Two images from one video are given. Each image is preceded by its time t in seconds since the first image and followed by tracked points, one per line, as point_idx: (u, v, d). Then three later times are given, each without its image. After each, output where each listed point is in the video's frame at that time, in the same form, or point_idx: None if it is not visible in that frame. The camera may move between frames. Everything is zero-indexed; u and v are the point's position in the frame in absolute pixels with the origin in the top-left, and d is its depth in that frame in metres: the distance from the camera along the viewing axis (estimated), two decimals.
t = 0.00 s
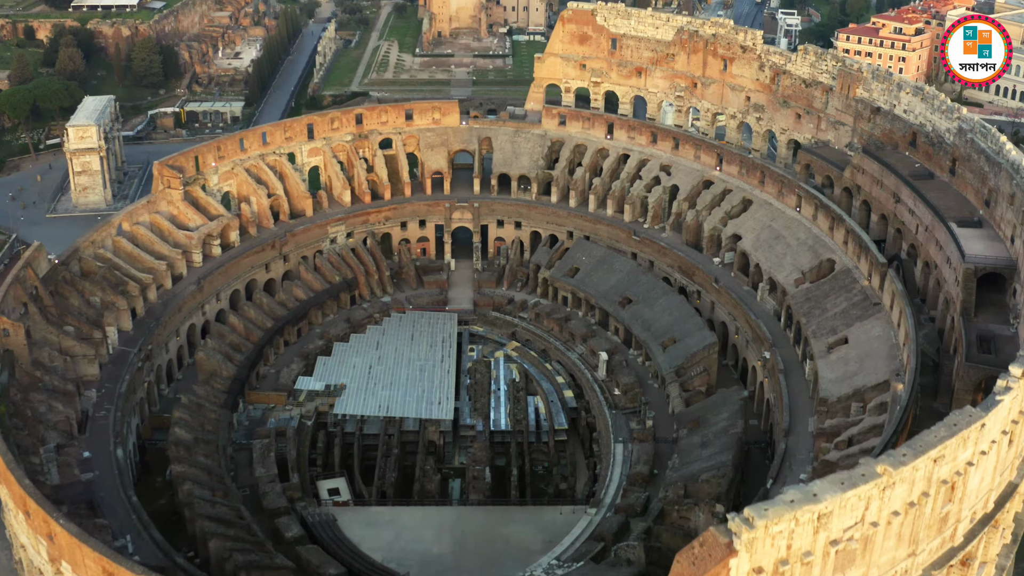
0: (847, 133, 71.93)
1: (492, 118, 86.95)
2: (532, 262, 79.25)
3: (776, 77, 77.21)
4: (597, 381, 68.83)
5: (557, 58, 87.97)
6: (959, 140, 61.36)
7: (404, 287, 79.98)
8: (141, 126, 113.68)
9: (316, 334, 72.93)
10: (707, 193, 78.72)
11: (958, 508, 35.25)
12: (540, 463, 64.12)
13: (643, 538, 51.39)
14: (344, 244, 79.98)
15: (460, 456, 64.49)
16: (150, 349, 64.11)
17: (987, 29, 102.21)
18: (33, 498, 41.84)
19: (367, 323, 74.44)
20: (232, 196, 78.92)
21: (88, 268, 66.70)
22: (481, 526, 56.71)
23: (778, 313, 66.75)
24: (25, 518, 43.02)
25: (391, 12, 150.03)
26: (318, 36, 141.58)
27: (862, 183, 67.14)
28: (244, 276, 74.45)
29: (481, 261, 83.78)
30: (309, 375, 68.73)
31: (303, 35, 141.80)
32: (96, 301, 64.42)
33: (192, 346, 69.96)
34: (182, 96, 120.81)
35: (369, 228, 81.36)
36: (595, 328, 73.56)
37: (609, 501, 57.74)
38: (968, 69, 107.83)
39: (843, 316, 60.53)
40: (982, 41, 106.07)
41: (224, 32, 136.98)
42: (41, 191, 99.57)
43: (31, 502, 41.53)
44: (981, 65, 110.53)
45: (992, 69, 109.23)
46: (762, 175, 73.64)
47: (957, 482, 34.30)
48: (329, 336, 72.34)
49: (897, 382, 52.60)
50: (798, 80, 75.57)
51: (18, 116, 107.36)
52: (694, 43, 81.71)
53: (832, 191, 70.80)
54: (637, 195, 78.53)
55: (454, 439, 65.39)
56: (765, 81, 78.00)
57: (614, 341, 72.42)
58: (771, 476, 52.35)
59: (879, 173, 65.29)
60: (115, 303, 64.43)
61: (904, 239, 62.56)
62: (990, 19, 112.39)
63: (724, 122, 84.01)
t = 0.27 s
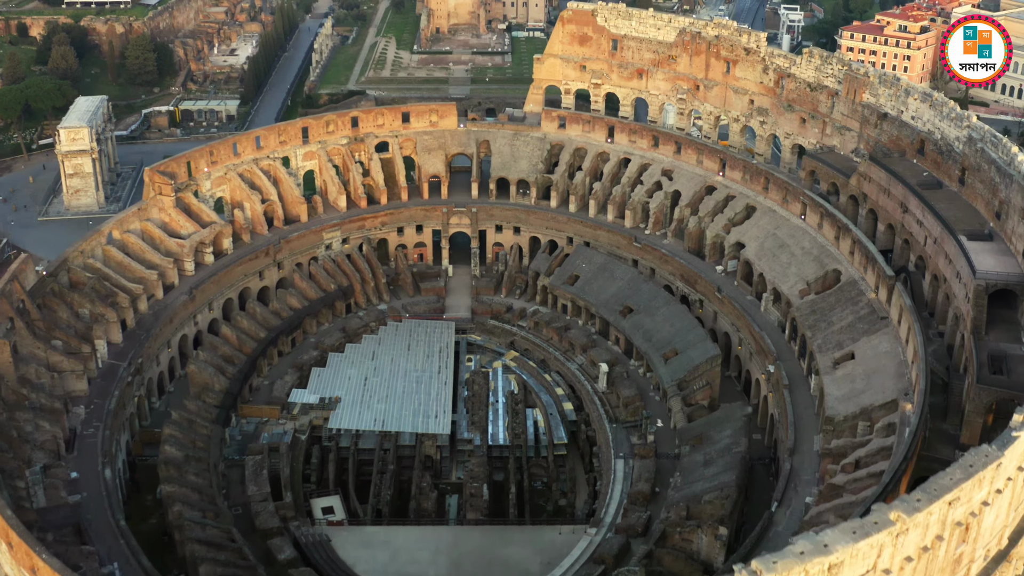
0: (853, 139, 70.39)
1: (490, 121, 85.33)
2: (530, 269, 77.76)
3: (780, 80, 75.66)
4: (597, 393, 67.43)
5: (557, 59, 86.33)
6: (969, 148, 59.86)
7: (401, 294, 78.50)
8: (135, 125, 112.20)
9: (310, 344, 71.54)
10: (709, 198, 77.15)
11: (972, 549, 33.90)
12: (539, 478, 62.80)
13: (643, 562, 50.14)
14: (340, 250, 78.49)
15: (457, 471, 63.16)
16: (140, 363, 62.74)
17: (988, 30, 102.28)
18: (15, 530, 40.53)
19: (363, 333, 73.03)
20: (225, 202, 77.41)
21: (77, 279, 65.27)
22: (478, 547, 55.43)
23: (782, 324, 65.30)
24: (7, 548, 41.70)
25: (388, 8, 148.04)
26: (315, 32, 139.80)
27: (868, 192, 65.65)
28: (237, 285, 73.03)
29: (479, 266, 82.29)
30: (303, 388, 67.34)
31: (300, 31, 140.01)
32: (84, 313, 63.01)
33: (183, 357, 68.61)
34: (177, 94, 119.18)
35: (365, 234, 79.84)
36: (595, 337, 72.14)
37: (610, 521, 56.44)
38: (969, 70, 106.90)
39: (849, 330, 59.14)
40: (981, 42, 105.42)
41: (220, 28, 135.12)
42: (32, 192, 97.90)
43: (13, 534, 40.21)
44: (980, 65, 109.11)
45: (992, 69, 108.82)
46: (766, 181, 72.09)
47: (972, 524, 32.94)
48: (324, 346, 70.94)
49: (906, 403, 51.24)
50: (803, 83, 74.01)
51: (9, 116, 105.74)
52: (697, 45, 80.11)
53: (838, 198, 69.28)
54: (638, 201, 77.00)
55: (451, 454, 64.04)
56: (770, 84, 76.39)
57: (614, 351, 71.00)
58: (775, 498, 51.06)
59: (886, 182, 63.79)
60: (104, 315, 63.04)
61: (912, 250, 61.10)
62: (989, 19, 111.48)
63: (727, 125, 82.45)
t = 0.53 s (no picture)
0: (860, 145, 68.87)
1: (489, 123, 83.69)
2: (530, 276, 76.28)
3: (785, 84, 74.11)
4: (598, 406, 66.04)
5: (557, 60, 84.73)
6: (980, 158, 58.38)
7: (397, 302, 77.03)
8: (129, 125, 110.61)
9: (305, 355, 70.16)
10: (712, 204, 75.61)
11: None
12: (538, 495, 61.47)
13: None
14: (335, 257, 77.00)
15: (454, 486, 61.69)
16: (130, 377, 61.40)
17: (988, 29, 101.81)
18: None
19: (358, 343, 71.63)
20: (218, 208, 75.93)
21: (66, 291, 63.89)
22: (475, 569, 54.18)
23: (787, 336, 63.89)
24: None
25: (386, 3, 146.08)
26: (311, 28, 138.03)
27: (875, 201, 64.18)
28: (229, 294, 71.63)
29: (478, 273, 80.81)
30: (297, 401, 65.96)
31: (297, 27, 138.41)
32: (73, 327, 61.65)
33: (175, 369, 67.28)
34: (171, 92, 117.52)
35: (360, 240, 78.33)
36: (596, 347, 70.73)
37: (610, 541, 55.16)
38: (968, 70, 105.17)
39: (856, 345, 57.74)
40: (981, 41, 104.40)
41: (215, 24, 133.31)
42: (24, 195, 96.29)
43: None
44: (981, 65, 107.83)
45: (991, 69, 107.04)
46: (771, 188, 70.55)
47: (988, 568, 31.63)
48: (319, 357, 69.56)
49: (915, 424, 49.91)
50: (808, 87, 72.49)
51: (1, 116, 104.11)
52: (699, 47, 78.49)
53: (844, 206, 67.78)
54: (639, 207, 75.47)
55: (449, 469, 62.51)
56: (774, 88, 74.84)
57: (615, 362, 69.63)
58: (781, 522, 49.75)
59: (893, 191, 62.31)
60: (93, 328, 61.70)
61: (921, 262, 59.63)
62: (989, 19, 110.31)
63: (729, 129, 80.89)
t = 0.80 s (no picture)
0: (866, 152, 67.43)
1: (487, 127, 82.09)
2: (529, 284, 74.85)
3: (789, 88, 72.59)
4: (598, 419, 64.71)
5: (557, 62, 83.11)
6: (990, 170, 56.98)
7: (394, 310, 75.63)
8: (122, 124, 109.09)
9: (300, 366, 68.84)
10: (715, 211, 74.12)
11: None
12: (537, 512, 60.19)
13: None
14: (331, 265, 75.56)
15: (451, 503, 60.46)
16: (120, 393, 60.09)
17: (988, 28, 101.32)
18: None
19: (354, 353, 70.28)
20: (212, 215, 74.47)
21: (55, 303, 62.54)
22: None
23: (792, 349, 62.53)
24: None
25: None
26: (308, 24, 136.27)
27: (882, 211, 62.77)
28: (222, 303, 70.25)
29: (476, 279, 79.38)
30: (291, 415, 64.65)
31: (293, 22, 136.67)
32: (62, 341, 60.32)
33: (166, 381, 65.97)
34: (166, 91, 115.93)
35: (356, 247, 76.86)
36: (596, 358, 69.39)
37: (611, 562, 53.93)
38: (968, 70, 104.17)
39: (863, 361, 56.44)
40: (982, 41, 103.21)
41: (211, 20, 131.53)
42: (16, 197, 94.81)
43: None
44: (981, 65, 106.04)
45: (992, 69, 105.63)
46: (775, 196, 69.05)
47: None
48: (314, 369, 68.23)
49: (924, 447, 48.64)
50: (813, 92, 70.96)
51: None
52: (702, 49, 76.87)
53: (850, 215, 66.38)
54: (641, 213, 73.98)
55: (446, 485, 61.65)
56: (778, 92, 73.32)
57: (615, 374, 68.29)
58: (786, 547, 48.49)
59: (901, 202, 60.91)
60: (82, 342, 60.40)
61: (929, 276, 58.24)
62: (991, 18, 108.86)
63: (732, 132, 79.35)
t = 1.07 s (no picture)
0: (873, 160, 65.99)
1: (486, 131, 80.51)
2: (528, 293, 73.42)
3: (795, 93, 71.07)
4: (599, 434, 63.36)
5: (557, 64, 81.49)
6: (1001, 182, 55.55)
7: (391, 319, 74.23)
8: (116, 125, 107.47)
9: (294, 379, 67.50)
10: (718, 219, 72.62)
11: None
12: (536, 530, 58.90)
13: None
14: (326, 273, 74.11)
15: (449, 521, 59.24)
16: (109, 410, 58.78)
17: (988, 28, 100.02)
18: None
19: (350, 365, 68.92)
20: (205, 223, 73.06)
21: (43, 317, 61.17)
22: None
23: (797, 364, 61.15)
24: None
25: None
26: (305, 21, 134.62)
27: (890, 222, 61.35)
28: (215, 314, 68.91)
29: (474, 287, 77.93)
30: (286, 430, 63.33)
31: (290, 19, 134.98)
32: (50, 356, 58.99)
33: (157, 396, 64.74)
34: (161, 90, 114.35)
35: (352, 255, 75.40)
36: (596, 370, 68.05)
37: None
38: (968, 69, 101.90)
39: (870, 380, 55.14)
40: (982, 41, 101.67)
41: (207, 17, 129.82)
42: (8, 200, 93.32)
43: None
44: (980, 66, 104.36)
45: (992, 69, 103.22)
46: (780, 204, 67.54)
47: None
48: (308, 382, 66.91)
49: (934, 472, 47.33)
50: (819, 97, 69.42)
51: None
52: (705, 52, 75.29)
53: (856, 225, 64.94)
54: (642, 221, 72.49)
55: (443, 503, 60.28)
56: (783, 97, 71.79)
57: (616, 387, 66.96)
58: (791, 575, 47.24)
59: (909, 213, 59.48)
60: (71, 358, 59.06)
61: (939, 290, 56.85)
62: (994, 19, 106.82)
63: (736, 137, 77.81)
